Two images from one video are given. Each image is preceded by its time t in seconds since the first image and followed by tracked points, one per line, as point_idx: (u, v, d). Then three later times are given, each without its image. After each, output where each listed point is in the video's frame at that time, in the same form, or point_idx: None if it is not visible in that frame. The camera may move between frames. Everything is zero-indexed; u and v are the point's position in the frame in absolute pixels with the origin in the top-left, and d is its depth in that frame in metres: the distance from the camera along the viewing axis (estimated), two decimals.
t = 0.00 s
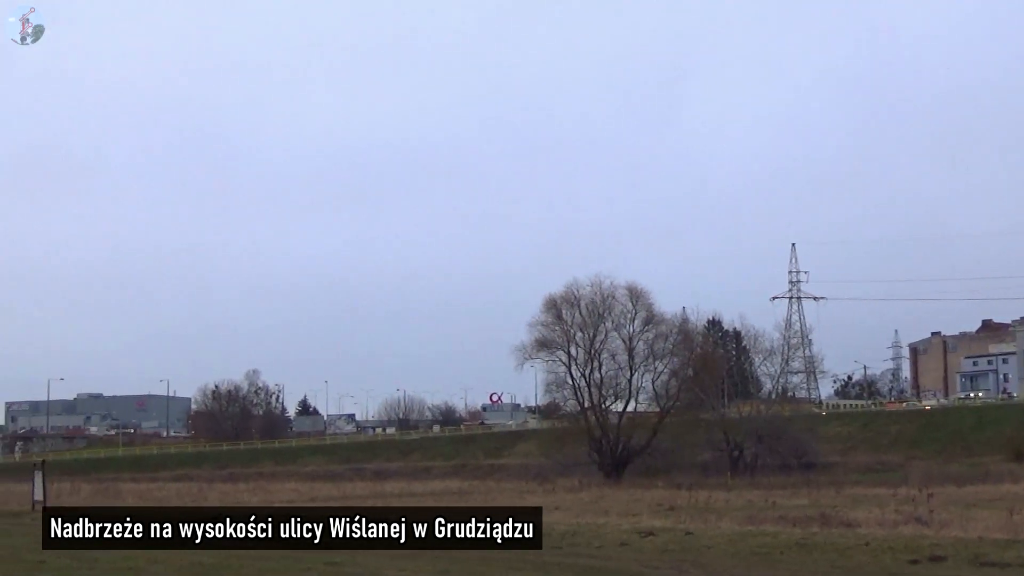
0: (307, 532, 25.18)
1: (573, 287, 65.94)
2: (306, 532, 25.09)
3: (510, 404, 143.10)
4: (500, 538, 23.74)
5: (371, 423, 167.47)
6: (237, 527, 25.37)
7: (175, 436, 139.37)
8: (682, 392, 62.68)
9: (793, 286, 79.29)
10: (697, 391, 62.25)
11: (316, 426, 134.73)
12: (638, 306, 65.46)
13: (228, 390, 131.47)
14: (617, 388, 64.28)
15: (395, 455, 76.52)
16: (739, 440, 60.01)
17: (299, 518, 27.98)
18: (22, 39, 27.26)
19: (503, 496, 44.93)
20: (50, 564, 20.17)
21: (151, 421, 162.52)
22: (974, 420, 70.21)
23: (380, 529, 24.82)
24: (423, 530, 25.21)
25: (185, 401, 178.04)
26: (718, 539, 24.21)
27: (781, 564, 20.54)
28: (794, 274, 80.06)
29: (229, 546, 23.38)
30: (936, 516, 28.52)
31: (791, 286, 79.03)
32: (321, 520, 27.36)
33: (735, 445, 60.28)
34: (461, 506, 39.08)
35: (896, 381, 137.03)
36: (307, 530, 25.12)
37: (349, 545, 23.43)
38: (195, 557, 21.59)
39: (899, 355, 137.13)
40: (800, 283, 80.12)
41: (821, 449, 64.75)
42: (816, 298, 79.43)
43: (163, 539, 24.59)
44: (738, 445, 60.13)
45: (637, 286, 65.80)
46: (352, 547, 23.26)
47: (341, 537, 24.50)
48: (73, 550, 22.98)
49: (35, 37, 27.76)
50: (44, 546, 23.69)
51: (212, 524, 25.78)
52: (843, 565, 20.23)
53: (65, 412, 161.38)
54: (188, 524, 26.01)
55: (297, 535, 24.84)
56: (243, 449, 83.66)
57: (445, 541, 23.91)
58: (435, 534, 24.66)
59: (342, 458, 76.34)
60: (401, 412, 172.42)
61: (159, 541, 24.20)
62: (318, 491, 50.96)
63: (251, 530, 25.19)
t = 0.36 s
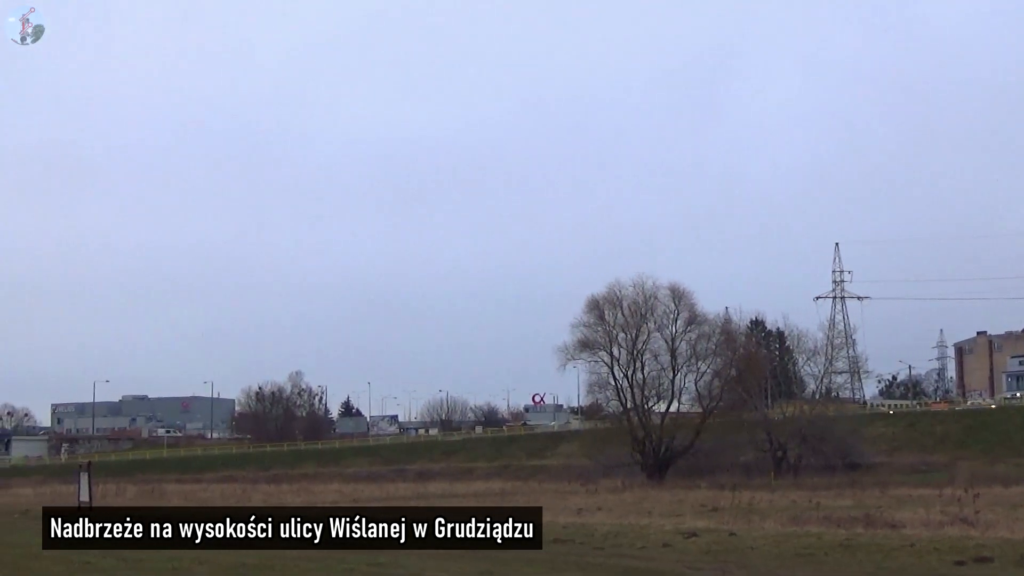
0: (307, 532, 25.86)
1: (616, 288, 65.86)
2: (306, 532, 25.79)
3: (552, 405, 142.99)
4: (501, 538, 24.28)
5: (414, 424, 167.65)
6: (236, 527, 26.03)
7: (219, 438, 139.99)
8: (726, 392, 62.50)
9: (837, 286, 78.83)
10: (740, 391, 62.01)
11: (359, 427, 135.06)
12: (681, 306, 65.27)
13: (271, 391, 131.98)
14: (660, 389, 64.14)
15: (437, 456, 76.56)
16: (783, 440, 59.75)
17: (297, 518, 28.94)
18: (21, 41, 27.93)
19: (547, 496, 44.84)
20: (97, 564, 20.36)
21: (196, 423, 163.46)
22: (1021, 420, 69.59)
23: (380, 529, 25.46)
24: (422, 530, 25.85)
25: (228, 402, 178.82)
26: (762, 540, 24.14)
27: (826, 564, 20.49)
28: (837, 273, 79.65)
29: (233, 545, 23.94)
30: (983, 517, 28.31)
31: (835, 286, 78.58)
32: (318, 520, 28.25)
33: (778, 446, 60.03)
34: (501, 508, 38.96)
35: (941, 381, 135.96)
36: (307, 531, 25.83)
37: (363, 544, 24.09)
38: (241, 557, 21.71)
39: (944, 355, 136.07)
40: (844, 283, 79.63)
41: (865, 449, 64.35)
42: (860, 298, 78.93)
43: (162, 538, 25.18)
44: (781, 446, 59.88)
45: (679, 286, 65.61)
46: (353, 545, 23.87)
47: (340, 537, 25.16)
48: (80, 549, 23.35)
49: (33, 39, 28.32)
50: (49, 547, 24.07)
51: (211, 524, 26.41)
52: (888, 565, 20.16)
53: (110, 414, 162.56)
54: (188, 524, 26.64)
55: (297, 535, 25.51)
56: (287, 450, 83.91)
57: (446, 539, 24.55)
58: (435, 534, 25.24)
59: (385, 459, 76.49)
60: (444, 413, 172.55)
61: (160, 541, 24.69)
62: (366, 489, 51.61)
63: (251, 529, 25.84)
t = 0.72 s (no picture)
0: (308, 532, 26.16)
1: (647, 289, 65.81)
2: (306, 532, 26.07)
3: (584, 407, 142.91)
4: (501, 538, 24.38)
5: (447, 426, 167.88)
6: (237, 527, 26.22)
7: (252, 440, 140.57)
8: (758, 393, 62.27)
9: (870, 286, 78.51)
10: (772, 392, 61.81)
11: (391, 429, 135.35)
12: (712, 307, 65.11)
13: (303, 393, 132.49)
14: (692, 389, 63.98)
15: (469, 457, 76.77)
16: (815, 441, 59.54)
17: (296, 519, 29.34)
18: (21, 39, 28.31)
19: (579, 497, 44.92)
20: (133, 565, 20.61)
21: (229, 425, 164.17)
22: None
23: (381, 529, 25.75)
24: (423, 530, 26.12)
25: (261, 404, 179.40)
26: (797, 541, 24.17)
27: (861, 564, 20.52)
28: (870, 273, 79.24)
29: (234, 545, 24.20)
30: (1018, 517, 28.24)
31: (867, 286, 78.27)
32: (317, 521, 28.57)
33: (811, 446, 59.81)
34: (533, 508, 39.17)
35: (974, 381, 135.18)
36: (306, 531, 26.10)
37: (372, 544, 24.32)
38: (275, 557, 21.93)
39: (978, 355, 135.21)
40: (877, 283, 79.29)
41: (899, 449, 64.08)
42: (893, 297, 78.56)
43: (164, 538, 25.44)
44: (814, 446, 59.66)
45: (711, 287, 65.47)
46: (352, 545, 24.12)
47: (341, 537, 25.41)
48: (83, 549, 23.60)
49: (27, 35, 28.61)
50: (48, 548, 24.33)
51: (211, 524, 26.61)
52: (924, 565, 20.17)
53: (144, 416, 163.46)
54: (188, 524, 26.88)
55: (297, 535, 25.77)
56: (319, 452, 84.16)
57: (446, 539, 24.73)
58: (436, 533, 25.46)
59: (417, 460, 76.75)
60: (476, 415, 172.71)
61: (161, 540, 24.96)
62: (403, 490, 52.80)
63: (251, 529, 26.07)
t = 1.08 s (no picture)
0: (307, 532, 26.41)
1: (684, 288, 65.73)
2: (306, 532, 26.29)
3: (621, 407, 142.55)
4: (500, 537, 24.54)
5: (484, 426, 167.79)
6: (237, 527, 26.32)
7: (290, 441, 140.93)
8: (796, 392, 62.01)
9: (908, 284, 78.09)
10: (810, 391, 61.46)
11: (429, 429, 135.37)
12: (750, 306, 64.91)
13: (341, 394, 132.72)
14: (730, 389, 63.77)
15: (507, 457, 76.74)
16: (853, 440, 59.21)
17: (297, 518, 29.52)
18: (23, 40, 31.12)
19: (617, 498, 44.72)
20: (173, 565, 20.71)
21: (267, 425, 164.71)
22: None
23: (380, 530, 26.09)
24: (422, 530, 26.44)
25: (299, 405, 179.72)
26: (834, 541, 24.03)
27: (899, 565, 20.40)
28: (908, 271, 78.76)
29: (235, 545, 24.39)
30: None
31: (905, 284, 77.85)
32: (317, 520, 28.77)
33: (850, 446, 59.49)
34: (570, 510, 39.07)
35: (1015, 380, 134.06)
36: (306, 531, 26.33)
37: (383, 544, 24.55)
38: (313, 557, 22.01)
39: (1020, 354, 134.02)
40: (916, 281, 78.84)
41: (938, 448, 63.63)
42: (932, 295, 78.10)
43: (163, 538, 25.63)
44: (852, 446, 59.34)
45: (748, 286, 65.25)
46: (352, 545, 24.36)
47: (341, 537, 25.65)
48: (85, 549, 23.78)
49: (35, 38, 31.51)
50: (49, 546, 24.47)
51: (211, 524, 26.75)
52: (961, 565, 20.05)
53: (182, 417, 164.16)
54: (187, 524, 27.04)
55: (297, 535, 25.97)
56: (357, 452, 84.20)
57: (446, 539, 25.01)
58: (435, 533, 25.76)
59: (454, 460, 76.76)
60: (513, 415, 172.63)
61: (161, 540, 25.16)
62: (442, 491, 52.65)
63: (251, 529, 26.17)
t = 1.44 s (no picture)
0: (306, 532, 26.64)
1: (727, 288, 65.56)
2: (305, 532, 26.51)
3: (663, 407, 142.25)
4: (501, 538, 24.77)
5: (527, 426, 167.93)
6: (236, 527, 26.42)
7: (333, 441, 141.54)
8: (840, 392, 61.66)
9: (953, 283, 77.60)
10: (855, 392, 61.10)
11: (472, 429, 135.46)
12: (793, 306, 64.63)
13: (384, 394, 133.21)
14: (773, 389, 63.51)
15: (550, 457, 76.79)
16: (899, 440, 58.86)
17: (296, 518, 29.62)
18: (19, 38, 37.52)
19: (661, 498, 44.60)
20: (218, 565, 20.84)
21: (311, 426, 165.51)
22: None
23: (380, 530, 26.35)
24: (422, 530, 26.69)
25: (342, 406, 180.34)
26: (880, 541, 24.03)
27: (946, 564, 20.36)
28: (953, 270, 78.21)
29: (234, 545, 24.52)
30: None
31: (951, 284, 77.35)
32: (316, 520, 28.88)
33: (895, 446, 59.15)
34: (614, 510, 39.22)
35: None
36: (306, 531, 26.56)
37: (413, 544, 24.69)
38: (356, 557, 22.13)
39: None
40: (961, 281, 78.33)
41: (984, 448, 63.22)
42: (978, 295, 77.59)
43: (162, 538, 25.81)
44: (897, 446, 58.99)
45: (791, 286, 64.97)
46: (353, 545, 24.57)
47: (341, 537, 25.84)
48: (85, 549, 23.96)
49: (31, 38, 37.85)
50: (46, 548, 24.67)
51: (212, 524, 26.90)
52: (1009, 565, 20.00)
53: (227, 418, 165.03)
54: (187, 524, 27.24)
55: (297, 535, 26.18)
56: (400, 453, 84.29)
57: (445, 539, 25.29)
58: (436, 534, 26.04)
59: (497, 460, 76.88)
60: (556, 416, 172.68)
61: (161, 540, 25.31)
62: (483, 490, 52.93)
63: (250, 529, 26.28)
